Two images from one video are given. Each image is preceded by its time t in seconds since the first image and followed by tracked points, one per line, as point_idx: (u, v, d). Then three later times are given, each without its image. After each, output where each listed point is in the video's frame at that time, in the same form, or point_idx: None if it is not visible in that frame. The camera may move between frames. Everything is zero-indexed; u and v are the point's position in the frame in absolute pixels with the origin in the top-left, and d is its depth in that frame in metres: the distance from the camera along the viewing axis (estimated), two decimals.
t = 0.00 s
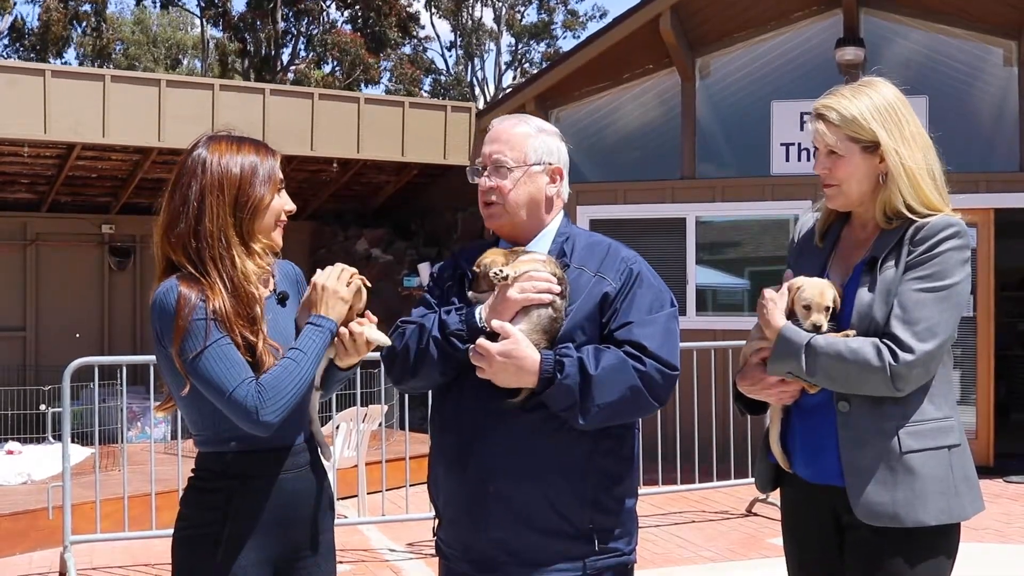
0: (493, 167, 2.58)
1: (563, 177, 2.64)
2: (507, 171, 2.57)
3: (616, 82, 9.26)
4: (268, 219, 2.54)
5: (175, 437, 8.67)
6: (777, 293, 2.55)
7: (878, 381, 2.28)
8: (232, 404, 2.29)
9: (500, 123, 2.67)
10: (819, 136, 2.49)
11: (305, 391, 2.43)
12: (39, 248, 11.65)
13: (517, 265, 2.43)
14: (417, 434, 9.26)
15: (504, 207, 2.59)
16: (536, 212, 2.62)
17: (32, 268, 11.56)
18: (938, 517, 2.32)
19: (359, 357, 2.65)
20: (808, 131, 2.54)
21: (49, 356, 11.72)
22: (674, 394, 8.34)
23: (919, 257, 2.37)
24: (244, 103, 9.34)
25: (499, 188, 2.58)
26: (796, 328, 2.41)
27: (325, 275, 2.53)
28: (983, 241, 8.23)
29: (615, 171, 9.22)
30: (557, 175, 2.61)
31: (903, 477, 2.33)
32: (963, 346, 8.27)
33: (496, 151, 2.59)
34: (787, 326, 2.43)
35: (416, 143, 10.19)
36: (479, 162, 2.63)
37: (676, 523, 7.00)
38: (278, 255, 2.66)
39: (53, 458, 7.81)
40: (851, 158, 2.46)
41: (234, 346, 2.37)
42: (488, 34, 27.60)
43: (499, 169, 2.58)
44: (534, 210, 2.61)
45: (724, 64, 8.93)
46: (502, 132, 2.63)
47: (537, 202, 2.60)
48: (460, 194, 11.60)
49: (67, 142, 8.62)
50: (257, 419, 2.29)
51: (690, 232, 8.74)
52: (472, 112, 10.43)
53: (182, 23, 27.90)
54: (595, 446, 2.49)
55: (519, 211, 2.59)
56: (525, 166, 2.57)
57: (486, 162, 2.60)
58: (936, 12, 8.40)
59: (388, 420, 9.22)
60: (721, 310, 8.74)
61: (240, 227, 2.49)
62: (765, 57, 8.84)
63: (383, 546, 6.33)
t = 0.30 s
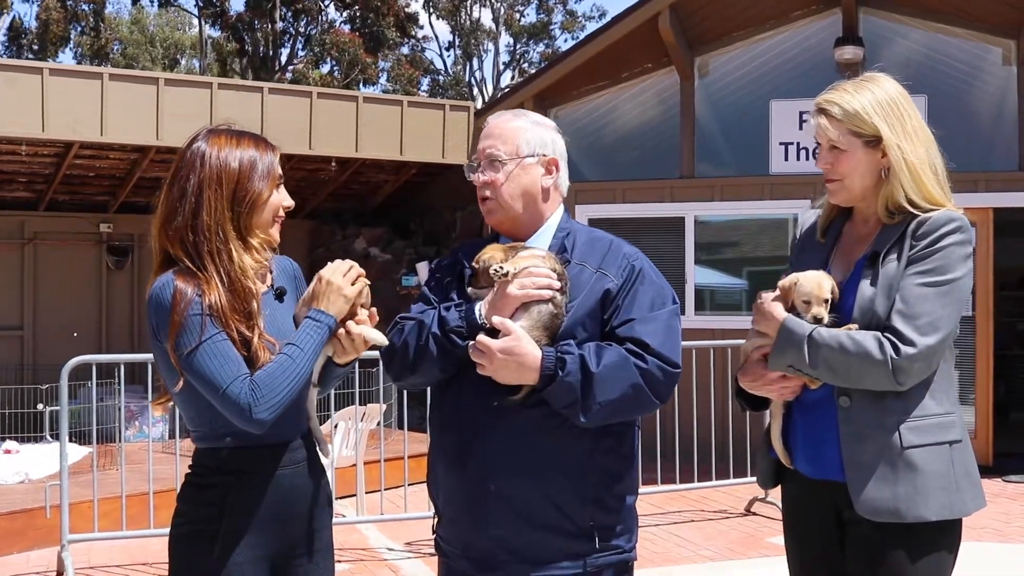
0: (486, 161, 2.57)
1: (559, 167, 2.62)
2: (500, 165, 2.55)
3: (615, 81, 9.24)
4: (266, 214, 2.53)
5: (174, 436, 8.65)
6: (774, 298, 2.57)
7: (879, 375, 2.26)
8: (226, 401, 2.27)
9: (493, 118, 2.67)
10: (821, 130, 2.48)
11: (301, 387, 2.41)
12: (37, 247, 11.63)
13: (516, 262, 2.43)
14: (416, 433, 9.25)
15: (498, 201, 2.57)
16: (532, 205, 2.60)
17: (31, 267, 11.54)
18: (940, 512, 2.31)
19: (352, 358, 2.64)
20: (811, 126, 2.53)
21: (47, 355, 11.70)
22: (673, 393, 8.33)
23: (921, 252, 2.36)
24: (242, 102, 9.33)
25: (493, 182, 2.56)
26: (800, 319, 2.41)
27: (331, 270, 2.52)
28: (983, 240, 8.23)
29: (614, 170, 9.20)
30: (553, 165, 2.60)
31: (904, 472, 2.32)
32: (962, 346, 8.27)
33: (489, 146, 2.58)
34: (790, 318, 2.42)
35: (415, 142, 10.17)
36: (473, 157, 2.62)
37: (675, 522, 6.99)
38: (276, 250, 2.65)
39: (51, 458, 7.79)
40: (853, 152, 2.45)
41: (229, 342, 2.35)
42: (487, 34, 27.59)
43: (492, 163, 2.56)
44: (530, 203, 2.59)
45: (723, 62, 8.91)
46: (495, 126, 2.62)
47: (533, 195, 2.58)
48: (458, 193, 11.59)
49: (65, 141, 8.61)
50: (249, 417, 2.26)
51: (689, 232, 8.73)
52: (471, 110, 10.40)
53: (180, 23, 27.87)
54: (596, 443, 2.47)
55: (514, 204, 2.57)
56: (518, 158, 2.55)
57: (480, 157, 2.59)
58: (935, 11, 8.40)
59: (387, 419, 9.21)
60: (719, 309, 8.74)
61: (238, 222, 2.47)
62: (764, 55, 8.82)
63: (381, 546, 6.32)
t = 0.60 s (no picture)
0: (491, 159, 2.56)
1: (565, 163, 2.61)
2: (506, 161, 2.54)
3: (615, 80, 9.22)
4: (270, 213, 2.51)
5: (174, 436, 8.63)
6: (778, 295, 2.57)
7: (887, 375, 2.25)
8: (226, 402, 2.25)
9: (497, 116, 2.65)
10: (829, 128, 2.47)
11: (303, 388, 2.39)
12: (37, 246, 11.60)
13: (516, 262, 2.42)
14: (416, 433, 9.23)
15: (505, 198, 2.56)
16: (539, 201, 2.58)
17: (30, 266, 11.52)
18: (946, 513, 2.29)
19: (353, 361, 2.62)
20: (819, 124, 2.52)
21: (46, 355, 11.68)
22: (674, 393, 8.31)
23: (929, 250, 2.34)
24: (242, 101, 9.31)
25: (499, 179, 2.55)
26: (806, 316, 2.40)
27: (325, 270, 2.49)
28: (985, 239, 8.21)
29: (614, 170, 9.18)
30: (558, 161, 2.58)
31: (911, 472, 2.30)
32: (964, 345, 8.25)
33: (494, 144, 2.57)
34: (797, 315, 2.42)
35: (415, 141, 10.15)
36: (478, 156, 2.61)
37: (677, 522, 6.98)
38: (279, 249, 2.63)
39: (50, 457, 7.77)
40: (862, 151, 2.43)
41: (231, 342, 2.33)
42: (486, 34, 27.57)
43: (497, 160, 2.55)
44: (536, 200, 2.58)
45: (723, 62, 8.90)
46: (497, 124, 2.61)
47: (539, 191, 2.56)
48: (458, 192, 11.58)
49: (65, 140, 8.59)
50: (249, 419, 2.24)
51: (689, 232, 8.72)
52: (472, 110, 10.36)
53: (179, 22, 27.82)
54: (599, 444, 2.46)
55: (521, 200, 2.56)
56: (523, 155, 2.53)
57: (485, 156, 2.59)
58: (936, 10, 8.38)
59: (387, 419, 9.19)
60: (719, 309, 8.72)
61: (241, 221, 2.45)
62: (764, 55, 8.80)
63: (382, 546, 6.30)
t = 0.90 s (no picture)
0: (493, 162, 2.52)
1: (566, 164, 2.59)
2: (508, 165, 2.51)
3: (614, 80, 9.20)
4: (267, 213, 2.48)
5: (171, 437, 8.60)
6: (785, 283, 2.51)
7: (889, 376, 2.23)
8: (219, 405, 2.22)
9: (495, 117, 2.61)
10: (832, 126, 2.45)
11: (299, 391, 2.37)
12: (34, 246, 11.57)
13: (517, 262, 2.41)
14: (415, 434, 9.20)
15: (508, 201, 2.54)
16: (541, 204, 2.57)
17: (27, 266, 11.48)
18: (947, 517, 2.27)
19: (354, 356, 2.60)
20: (822, 122, 2.50)
21: (43, 356, 11.64)
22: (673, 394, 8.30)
23: (933, 252, 2.33)
24: (240, 101, 9.27)
25: (501, 183, 2.52)
26: (811, 313, 2.38)
27: (324, 275, 2.47)
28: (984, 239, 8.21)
29: (612, 170, 9.16)
30: (560, 163, 2.56)
31: (913, 476, 2.28)
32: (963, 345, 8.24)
33: (495, 147, 2.53)
34: (802, 313, 2.40)
35: (413, 141, 10.13)
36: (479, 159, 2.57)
37: (676, 523, 6.96)
38: (276, 250, 2.61)
39: (47, 459, 7.74)
40: (866, 149, 2.41)
41: (226, 344, 2.31)
42: (484, 34, 27.55)
43: (499, 164, 2.51)
44: (539, 202, 2.57)
45: (721, 63, 8.88)
46: (497, 126, 2.56)
47: (542, 194, 2.55)
48: (456, 192, 11.56)
49: (62, 140, 8.56)
50: (242, 423, 2.22)
51: (688, 232, 8.70)
52: (470, 110, 10.34)
53: (177, 22, 27.76)
54: (600, 446, 2.44)
55: (524, 204, 2.54)
56: (525, 158, 2.50)
57: (485, 159, 2.54)
58: (936, 10, 8.37)
59: (385, 419, 9.17)
60: (717, 309, 8.71)
61: (237, 221, 2.43)
62: (763, 54, 8.78)
63: (381, 547, 6.28)
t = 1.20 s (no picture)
0: (492, 162, 2.51)
1: (565, 162, 2.58)
2: (507, 164, 2.50)
3: (612, 80, 9.18)
4: (265, 210, 2.47)
5: (170, 436, 8.59)
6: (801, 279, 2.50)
7: (890, 374, 2.22)
8: (214, 404, 2.21)
9: (493, 116, 2.60)
10: (836, 121, 2.44)
11: (296, 389, 2.36)
12: (32, 246, 11.55)
13: (517, 259, 2.40)
14: (413, 433, 9.20)
15: (508, 200, 2.54)
16: (541, 203, 2.56)
17: (25, 266, 11.46)
18: (947, 517, 2.27)
19: (350, 356, 2.58)
20: (826, 117, 2.49)
21: (41, 355, 11.63)
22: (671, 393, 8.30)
23: (937, 250, 2.32)
24: (238, 100, 9.26)
25: (501, 182, 2.51)
26: (816, 307, 2.37)
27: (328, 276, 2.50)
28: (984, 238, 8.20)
29: (611, 169, 9.15)
30: (559, 160, 2.55)
31: (914, 475, 2.27)
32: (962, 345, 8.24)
33: (493, 146, 2.52)
34: (806, 306, 2.38)
35: (411, 141, 10.12)
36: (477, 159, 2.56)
37: (675, 522, 6.96)
38: (275, 248, 2.60)
39: (45, 458, 7.73)
40: (870, 144, 2.40)
41: (222, 342, 2.30)
42: (483, 34, 27.56)
43: (498, 163, 2.50)
44: (539, 201, 2.56)
45: (719, 62, 8.88)
46: (495, 125, 2.55)
47: (542, 192, 2.54)
48: (455, 192, 11.55)
49: (60, 140, 8.55)
50: (237, 422, 2.21)
51: (687, 232, 8.70)
52: (468, 110, 10.33)
53: (175, 23, 27.75)
54: (601, 444, 2.43)
55: (524, 202, 2.53)
56: (524, 157, 2.49)
57: (484, 158, 2.53)
58: (935, 9, 8.36)
59: (384, 419, 9.16)
60: (716, 309, 8.71)
61: (235, 218, 2.42)
62: (762, 54, 8.77)
63: (380, 547, 6.28)
